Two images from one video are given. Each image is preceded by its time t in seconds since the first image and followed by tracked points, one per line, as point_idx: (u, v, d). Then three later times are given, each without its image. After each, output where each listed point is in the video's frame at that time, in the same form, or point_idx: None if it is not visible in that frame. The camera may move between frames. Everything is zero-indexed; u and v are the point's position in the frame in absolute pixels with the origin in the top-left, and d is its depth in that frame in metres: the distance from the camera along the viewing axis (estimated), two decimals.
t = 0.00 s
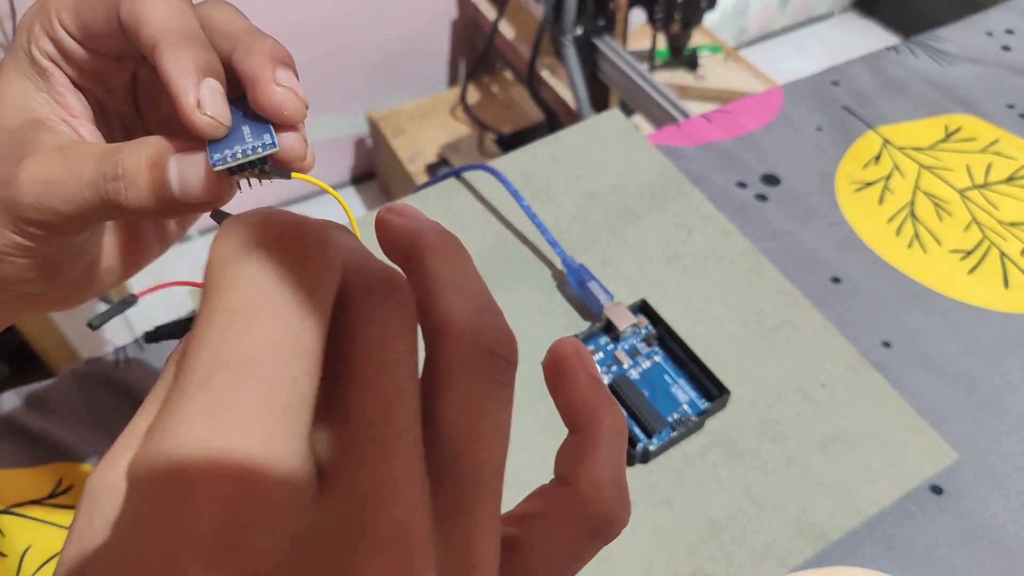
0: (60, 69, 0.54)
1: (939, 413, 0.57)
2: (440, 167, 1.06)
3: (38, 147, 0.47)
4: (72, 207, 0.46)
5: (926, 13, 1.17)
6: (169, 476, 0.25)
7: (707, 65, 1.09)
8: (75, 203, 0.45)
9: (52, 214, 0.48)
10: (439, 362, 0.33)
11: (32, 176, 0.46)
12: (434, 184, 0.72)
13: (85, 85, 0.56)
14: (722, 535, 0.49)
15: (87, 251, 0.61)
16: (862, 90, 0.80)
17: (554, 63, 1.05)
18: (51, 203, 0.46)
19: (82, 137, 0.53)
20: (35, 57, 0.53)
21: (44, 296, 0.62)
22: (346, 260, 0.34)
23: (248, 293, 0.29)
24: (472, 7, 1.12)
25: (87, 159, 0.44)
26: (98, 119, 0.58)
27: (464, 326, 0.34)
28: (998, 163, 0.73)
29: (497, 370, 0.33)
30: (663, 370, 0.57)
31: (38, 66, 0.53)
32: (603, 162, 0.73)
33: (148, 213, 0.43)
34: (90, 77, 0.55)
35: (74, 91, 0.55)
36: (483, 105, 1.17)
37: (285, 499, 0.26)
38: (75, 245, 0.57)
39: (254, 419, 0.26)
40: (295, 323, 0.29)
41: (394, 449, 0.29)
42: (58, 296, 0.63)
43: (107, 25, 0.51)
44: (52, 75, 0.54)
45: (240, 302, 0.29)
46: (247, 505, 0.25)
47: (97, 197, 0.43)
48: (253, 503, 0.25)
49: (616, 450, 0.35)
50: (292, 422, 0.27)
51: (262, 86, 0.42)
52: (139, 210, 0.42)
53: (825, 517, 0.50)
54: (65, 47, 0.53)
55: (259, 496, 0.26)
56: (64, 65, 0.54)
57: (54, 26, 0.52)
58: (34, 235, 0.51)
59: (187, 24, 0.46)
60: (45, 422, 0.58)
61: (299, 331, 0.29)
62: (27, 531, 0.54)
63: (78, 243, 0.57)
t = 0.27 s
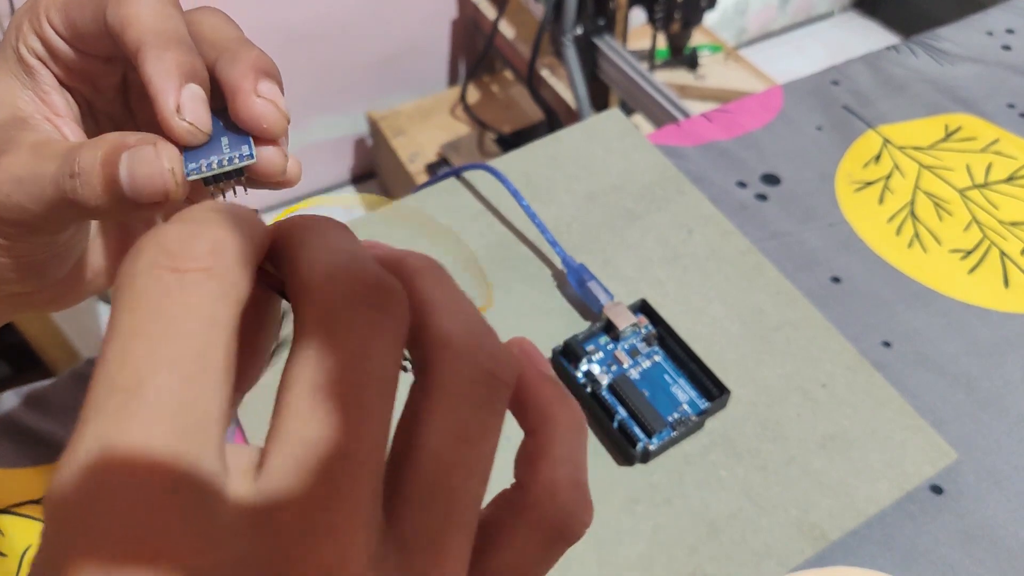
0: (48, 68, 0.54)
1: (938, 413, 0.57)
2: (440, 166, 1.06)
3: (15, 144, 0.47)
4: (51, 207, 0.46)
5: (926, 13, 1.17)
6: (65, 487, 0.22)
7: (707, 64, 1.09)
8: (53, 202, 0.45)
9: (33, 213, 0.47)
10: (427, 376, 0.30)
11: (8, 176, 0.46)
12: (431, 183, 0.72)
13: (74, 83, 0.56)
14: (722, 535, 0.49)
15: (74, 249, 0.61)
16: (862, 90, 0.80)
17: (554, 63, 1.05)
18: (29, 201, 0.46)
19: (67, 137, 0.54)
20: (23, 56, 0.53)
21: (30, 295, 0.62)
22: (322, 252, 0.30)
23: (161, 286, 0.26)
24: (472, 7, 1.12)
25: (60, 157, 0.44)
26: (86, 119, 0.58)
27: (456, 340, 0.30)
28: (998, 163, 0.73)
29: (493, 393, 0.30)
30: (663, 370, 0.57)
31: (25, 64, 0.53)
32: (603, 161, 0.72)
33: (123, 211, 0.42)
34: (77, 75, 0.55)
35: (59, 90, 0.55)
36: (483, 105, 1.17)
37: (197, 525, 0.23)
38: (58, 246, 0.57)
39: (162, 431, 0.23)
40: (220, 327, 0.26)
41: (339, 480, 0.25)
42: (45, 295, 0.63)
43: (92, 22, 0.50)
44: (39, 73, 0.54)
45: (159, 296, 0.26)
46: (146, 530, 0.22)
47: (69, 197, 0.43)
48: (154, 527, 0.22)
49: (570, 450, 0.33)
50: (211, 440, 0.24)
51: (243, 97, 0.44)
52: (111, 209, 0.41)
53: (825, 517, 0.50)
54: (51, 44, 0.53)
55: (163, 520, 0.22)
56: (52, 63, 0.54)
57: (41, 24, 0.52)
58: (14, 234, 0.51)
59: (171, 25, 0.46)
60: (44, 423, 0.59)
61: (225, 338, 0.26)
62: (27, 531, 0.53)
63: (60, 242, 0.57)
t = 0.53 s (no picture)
0: (47, 61, 0.55)
1: (939, 413, 0.57)
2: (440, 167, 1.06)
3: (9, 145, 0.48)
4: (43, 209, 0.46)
5: (926, 13, 1.17)
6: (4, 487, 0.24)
7: (707, 64, 1.09)
8: (43, 204, 0.45)
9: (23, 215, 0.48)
10: (381, 366, 0.31)
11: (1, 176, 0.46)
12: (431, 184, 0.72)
13: (69, 73, 0.57)
14: (722, 535, 0.49)
15: (69, 247, 0.61)
16: (862, 90, 0.80)
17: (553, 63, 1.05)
18: (21, 201, 0.46)
19: (62, 135, 0.55)
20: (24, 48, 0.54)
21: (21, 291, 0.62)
22: (286, 258, 0.32)
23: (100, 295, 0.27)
24: (472, 7, 1.12)
25: (56, 161, 0.44)
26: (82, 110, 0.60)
27: (408, 329, 0.31)
28: (998, 163, 0.73)
29: (447, 380, 0.31)
30: (663, 370, 0.57)
31: (26, 59, 0.54)
32: (603, 161, 0.73)
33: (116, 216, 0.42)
34: (77, 62, 0.57)
35: (57, 86, 0.56)
36: (483, 105, 1.17)
37: (129, 524, 0.25)
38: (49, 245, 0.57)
39: (91, 437, 0.25)
40: (152, 334, 0.27)
41: (268, 478, 0.26)
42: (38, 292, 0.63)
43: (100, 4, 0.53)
44: (38, 66, 0.55)
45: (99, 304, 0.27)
46: (79, 531, 0.24)
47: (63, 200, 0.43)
48: (86, 528, 0.25)
49: (521, 423, 0.33)
50: (142, 443, 0.26)
51: (234, 96, 0.45)
52: (104, 213, 0.42)
53: (825, 517, 0.50)
54: (53, 33, 0.54)
55: (93, 521, 0.24)
56: (51, 55, 0.55)
57: (43, 14, 0.54)
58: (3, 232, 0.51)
59: (185, 1, 0.48)
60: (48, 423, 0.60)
61: (159, 345, 0.27)
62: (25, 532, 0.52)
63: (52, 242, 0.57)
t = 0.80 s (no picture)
0: (55, 64, 0.54)
1: (938, 413, 0.57)
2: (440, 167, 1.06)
3: (18, 147, 0.48)
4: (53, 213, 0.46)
5: (926, 13, 1.17)
6: (41, 488, 0.25)
7: (707, 65, 1.09)
8: (53, 207, 0.45)
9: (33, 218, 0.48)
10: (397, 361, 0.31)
11: (11, 180, 0.46)
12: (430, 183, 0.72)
13: (77, 75, 0.57)
14: (722, 535, 0.49)
15: (75, 250, 0.61)
16: (862, 90, 0.80)
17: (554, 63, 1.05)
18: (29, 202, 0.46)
19: (70, 138, 0.55)
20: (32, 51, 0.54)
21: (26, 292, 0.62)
22: (309, 253, 0.33)
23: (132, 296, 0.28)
24: (472, 7, 1.13)
25: (66, 163, 0.44)
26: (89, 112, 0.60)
27: (427, 326, 0.32)
28: (998, 163, 0.73)
29: (463, 378, 0.31)
30: (663, 370, 0.57)
31: (34, 62, 0.54)
32: (603, 162, 0.73)
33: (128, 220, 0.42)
34: (85, 64, 0.56)
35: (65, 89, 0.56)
36: (483, 106, 1.17)
37: (146, 523, 0.25)
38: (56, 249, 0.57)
39: (121, 436, 0.25)
40: (180, 335, 0.27)
41: (287, 476, 0.26)
42: (45, 292, 0.63)
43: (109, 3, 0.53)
44: (46, 70, 0.54)
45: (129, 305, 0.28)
46: (103, 530, 0.24)
47: (74, 204, 0.44)
48: (104, 527, 0.24)
49: (527, 413, 0.33)
50: (165, 442, 0.26)
51: (240, 104, 0.45)
52: (116, 218, 0.42)
53: (825, 517, 0.50)
54: (62, 35, 0.54)
55: (118, 521, 0.24)
56: (60, 57, 0.55)
57: (52, 17, 0.53)
58: (10, 232, 0.51)
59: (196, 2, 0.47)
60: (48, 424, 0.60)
61: (186, 346, 0.27)
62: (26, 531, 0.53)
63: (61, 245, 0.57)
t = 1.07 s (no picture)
0: (80, 83, 0.55)
1: (938, 412, 0.57)
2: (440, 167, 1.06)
3: (46, 166, 0.47)
4: (79, 229, 0.46)
5: (926, 13, 1.17)
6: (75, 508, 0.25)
7: (707, 65, 1.09)
8: (84, 226, 0.45)
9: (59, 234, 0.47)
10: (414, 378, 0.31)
11: (40, 198, 0.46)
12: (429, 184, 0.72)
13: (101, 94, 0.57)
14: (722, 535, 0.49)
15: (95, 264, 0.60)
16: (862, 90, 0.80)
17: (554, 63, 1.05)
18: (55, 221, 0.46)
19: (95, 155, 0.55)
20: (57, 72, 0.54)
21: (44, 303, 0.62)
22: (328, 269, 0.32)
23: (168, 321, 0.28)
24: (472, 7, 1.13)
25: (95, 182, 0.44)
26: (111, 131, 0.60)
27: (444, 345, 0.31)
28: (998, 163, 0.73)
29: (479, 393, 0.31)
30: (663, 370, 0.57)
31: (60, 81, 0.54)
32: (603, 162, 0.73)
33: (158, 241, 0.42)
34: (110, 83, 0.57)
35: (89, 107, 0.56)
36: (483, 106, 1.17)
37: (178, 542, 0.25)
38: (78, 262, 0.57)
39: (158, 455, 0.25)
40: (209, 357, 0.28)
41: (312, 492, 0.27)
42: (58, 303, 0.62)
43: (136, 22, 0.52)
44: (72, 89, 0.55)
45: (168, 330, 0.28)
46: (135, 548, 0.25)
47: (103, 223, 0.43)
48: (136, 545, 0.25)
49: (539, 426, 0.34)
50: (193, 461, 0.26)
51: (269, 131, 0.45)
52: (144, 238, 0.42)
53: (825, 517, 0.50)
54: (88, 55, 0.54)
55: (151, 539, 0.25)
56: (85, 77, 0.55)
57: (79, 37, 0.53)
58: (37, 249, 0.51)
59: (227, 26, 0.47)
60: (47, 423, 0.60)
61: (214, 367, 0.28)
62: (28, 531, 0.54)
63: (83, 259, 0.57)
